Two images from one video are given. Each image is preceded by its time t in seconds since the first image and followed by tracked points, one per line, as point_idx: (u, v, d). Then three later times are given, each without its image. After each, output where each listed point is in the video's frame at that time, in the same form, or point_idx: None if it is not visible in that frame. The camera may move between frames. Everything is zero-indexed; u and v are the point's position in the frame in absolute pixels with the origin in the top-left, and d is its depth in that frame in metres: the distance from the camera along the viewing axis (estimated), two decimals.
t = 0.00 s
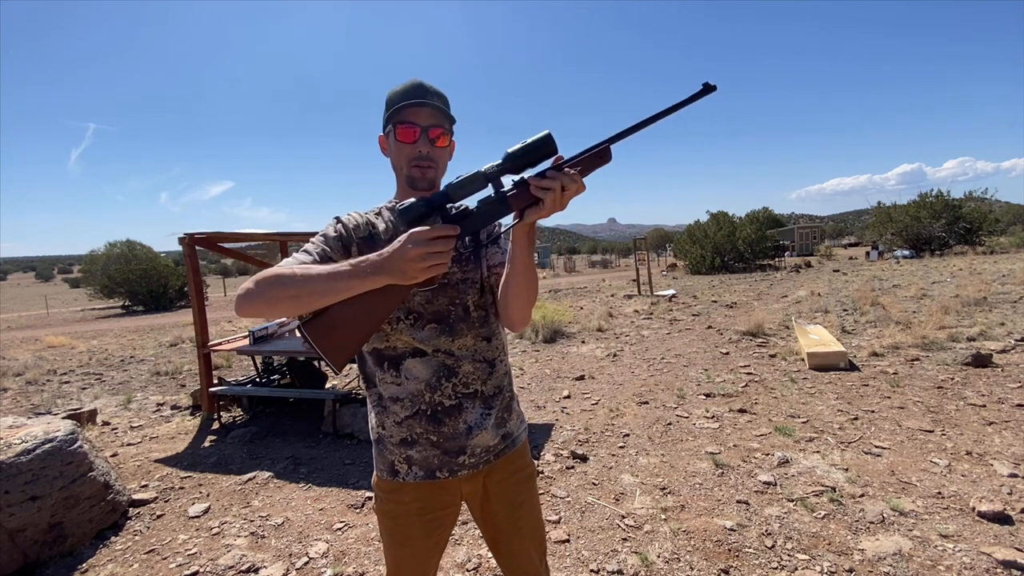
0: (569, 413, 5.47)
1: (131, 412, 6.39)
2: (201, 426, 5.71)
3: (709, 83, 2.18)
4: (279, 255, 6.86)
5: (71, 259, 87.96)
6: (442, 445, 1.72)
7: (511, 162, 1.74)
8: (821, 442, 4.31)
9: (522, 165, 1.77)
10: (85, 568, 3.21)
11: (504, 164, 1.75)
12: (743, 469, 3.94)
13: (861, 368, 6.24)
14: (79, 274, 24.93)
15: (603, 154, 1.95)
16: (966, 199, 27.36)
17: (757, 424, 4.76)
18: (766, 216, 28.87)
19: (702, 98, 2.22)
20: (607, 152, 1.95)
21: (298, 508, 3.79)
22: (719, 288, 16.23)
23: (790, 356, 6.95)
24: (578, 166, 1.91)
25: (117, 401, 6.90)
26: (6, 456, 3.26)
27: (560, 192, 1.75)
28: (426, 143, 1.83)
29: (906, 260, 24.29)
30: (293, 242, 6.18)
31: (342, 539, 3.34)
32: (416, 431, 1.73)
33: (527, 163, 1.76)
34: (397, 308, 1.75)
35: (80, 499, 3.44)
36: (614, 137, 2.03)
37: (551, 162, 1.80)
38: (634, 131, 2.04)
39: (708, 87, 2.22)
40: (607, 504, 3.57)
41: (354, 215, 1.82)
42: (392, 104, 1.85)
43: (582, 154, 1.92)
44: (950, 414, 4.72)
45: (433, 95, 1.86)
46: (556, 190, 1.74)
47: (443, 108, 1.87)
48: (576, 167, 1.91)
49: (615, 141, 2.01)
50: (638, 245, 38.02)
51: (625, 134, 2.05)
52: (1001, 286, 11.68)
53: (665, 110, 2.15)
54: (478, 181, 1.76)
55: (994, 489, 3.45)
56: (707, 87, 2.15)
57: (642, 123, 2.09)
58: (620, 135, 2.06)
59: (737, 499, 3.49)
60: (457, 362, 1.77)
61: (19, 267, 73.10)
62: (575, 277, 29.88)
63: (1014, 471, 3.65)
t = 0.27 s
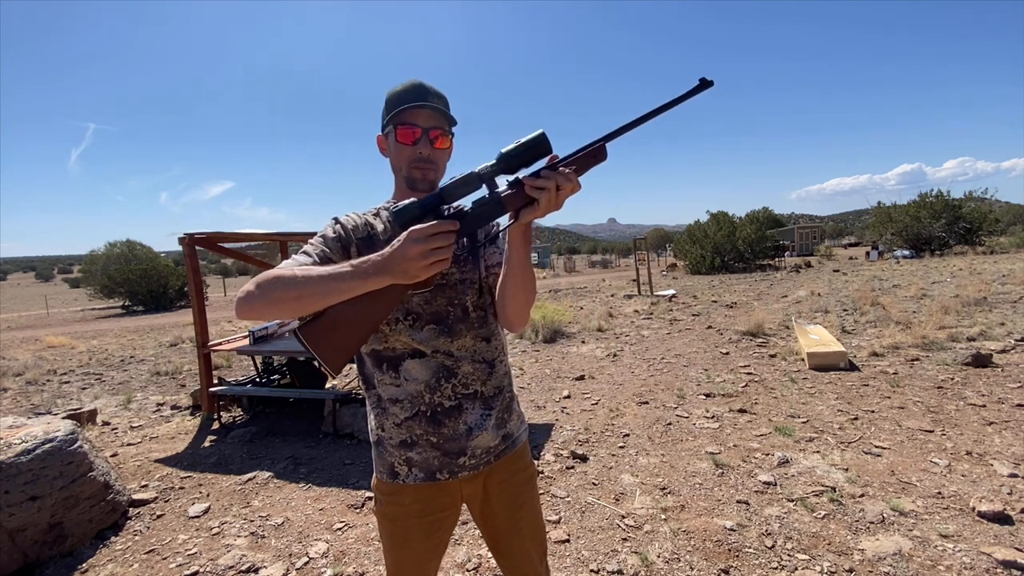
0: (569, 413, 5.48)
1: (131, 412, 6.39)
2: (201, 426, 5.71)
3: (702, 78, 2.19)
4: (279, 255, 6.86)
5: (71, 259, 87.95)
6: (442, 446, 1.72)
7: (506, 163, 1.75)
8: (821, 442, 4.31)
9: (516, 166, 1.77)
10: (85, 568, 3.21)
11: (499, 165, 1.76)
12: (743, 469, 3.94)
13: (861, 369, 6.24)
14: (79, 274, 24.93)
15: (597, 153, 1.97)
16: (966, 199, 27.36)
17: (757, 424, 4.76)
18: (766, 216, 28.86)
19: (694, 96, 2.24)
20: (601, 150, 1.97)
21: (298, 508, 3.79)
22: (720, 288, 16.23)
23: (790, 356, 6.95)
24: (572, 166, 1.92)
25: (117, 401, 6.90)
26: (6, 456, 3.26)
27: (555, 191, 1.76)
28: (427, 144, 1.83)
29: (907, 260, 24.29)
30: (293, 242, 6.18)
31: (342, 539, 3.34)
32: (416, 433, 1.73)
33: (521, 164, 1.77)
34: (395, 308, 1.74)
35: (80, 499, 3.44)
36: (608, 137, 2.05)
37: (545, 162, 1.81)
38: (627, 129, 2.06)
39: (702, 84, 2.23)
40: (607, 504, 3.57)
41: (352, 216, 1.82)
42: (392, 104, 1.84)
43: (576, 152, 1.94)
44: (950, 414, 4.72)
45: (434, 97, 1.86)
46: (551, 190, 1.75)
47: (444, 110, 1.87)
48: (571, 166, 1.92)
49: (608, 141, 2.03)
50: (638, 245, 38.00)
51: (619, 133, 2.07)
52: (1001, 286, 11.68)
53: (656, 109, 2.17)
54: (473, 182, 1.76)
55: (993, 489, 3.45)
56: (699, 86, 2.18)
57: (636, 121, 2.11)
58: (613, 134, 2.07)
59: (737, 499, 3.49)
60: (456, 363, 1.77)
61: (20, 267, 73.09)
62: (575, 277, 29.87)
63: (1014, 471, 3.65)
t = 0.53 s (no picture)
0: (569, 413, 5.48)
1: (131, 412, 6.39)
2: (201, 426, 5.71)
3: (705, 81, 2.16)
4: (279, 255, 6.85)
5: (71, 259, 87.96)
6: (445, 446, 1.72)
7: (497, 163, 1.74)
8: (821, 442, 4.31)
9: (508, 168, 1.76)
10: (85, 568, 3.21)
11: (490, 166, 1.75)
12: (743, 469, 3.94)
13: (861, 368, 6.24)
14: (79, 274, 24.94)
15: (591, 155, 1.94)
16: (966, 199, 27.35)
17: (757, 424, 4.76)
18: (766, 216, 28.86)
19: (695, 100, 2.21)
20: (597, 153, 1.95)
21: (298, 508, 3.79)
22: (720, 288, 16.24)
23: (790, 356, 6.95)
24: (566, 168, 1.90)
25: (117, 401, 6.90)
26: (5, 456, 3.26)
27: (545, 193, 1.74)
28: (430, 144, 1.83)
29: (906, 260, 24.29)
30: (293, 242, 6.18)
31: (342, 539, 3.34)
32: (419, 433, 1.73)
33: (512, 165, 1.76)
34: (398, 307, 1.73)
35: (80, 499, 3.44)
36: (603, 140, 2.03)
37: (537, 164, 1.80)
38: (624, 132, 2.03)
39: (704, 88, 2.20)
40: (607, 504, 3.57)
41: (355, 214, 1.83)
42: (395, 104, 1.85)
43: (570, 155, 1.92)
44: (950, 414, 4.72)
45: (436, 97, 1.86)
46: (540, 191, 1.73)
47: (447, 110, 1.87)
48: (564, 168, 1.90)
49: (604, 144, 2.01)
50: (638, 245, 38.01)
51: (615, 137, 2.05)
52: (1001, 286, 11.68)
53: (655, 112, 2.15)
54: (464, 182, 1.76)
55: (993, 489, 3.45)
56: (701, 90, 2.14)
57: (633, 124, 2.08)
58: (610, 137, 2.06)
59: (737, 499, 3.49)
60: (459, 363, 1.77)
61: (20, 267, 73.10)
62: (575, 277, 29.87)
63: (1014, 471, 3.65)
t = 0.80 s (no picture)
0: (569, 413, 5.48)
1: (131, 412, 6.39)
2: (201, 426, 5.71)
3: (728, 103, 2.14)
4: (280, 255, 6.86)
5: (71, 259, 87.93)
6: (449, 445, 1.72)
7: (515, 163, 1.75)
8: (821, 442, 4.31)
9: (524, 170, 1.78)
10: (85, 568, 3.21)
11: (506, 165, 1.76)
12: (743, 469, 3.94)
13: (862, 369, 6.24)
14: (78, 274, 24.93)
15: (607, 165, 1.94)
16: (966, 199, 27.35)
17: (757, 424, 4.76)
18: (766, 216, 28.84)
19: (719, 121, 2.22)
20: (614, 164, 1.94)
21: (298, 508, 3.79)
22: (719, 288, 16.23)
23: (790, 356, 6.95)
24: (582, 177, 1.91)
25: (118, 401, 6.90)
26: (6, 456, 3.26)
27: (558, 200, 1.74)
28: (439, 139, 1.84)
29: (906, 260, 24.28)
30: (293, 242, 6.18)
31: (342, 539, 3.34)
32: (424, 431, 1.73)
33: (528, 167, 1.77)
34: (404, 304, 1.75)
35: (80, 499, 3.44)
36: (620, 151, 2.03)
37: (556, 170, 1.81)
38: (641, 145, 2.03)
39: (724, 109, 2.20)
40: (607, 504, 3.57)
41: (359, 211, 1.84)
42: (404, 101, 1.85)
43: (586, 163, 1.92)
44: (950, 414, 4.72)
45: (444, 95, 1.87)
46: (554, 198, 1.73)
47: (454, 106, 1.88)
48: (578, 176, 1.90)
49: (622, 155, 2.02)
50: (638, 245, 38.00)
51: (631, 149, 2.05)
52: (1001, 286, 11.68)
53: (679, 129, 2.15)
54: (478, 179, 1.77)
55: (993, 489, 3.45)
56: (727, 112, 2.15)
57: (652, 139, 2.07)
58: (629, 149, 2.06)
59: (737, 499, 3.49)
60: (464, 361, 1.77)
61: (20, 267, 73.09)
62: (575, 277, 29.86)
63: (1014, 471, 3.65)
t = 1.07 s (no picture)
0: (569, 413, 5.48)
1: (131, 412, 6.39)
2: (201, 426, 5.71)
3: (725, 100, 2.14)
4: (280, 255, 6.86)
5: (71, 259, 87.94)
6: (449, 444, 1.72)
7: (515, 167, 1.74)
8: (821, 442, 4.31)
9: (525, 174, 1.78)
10: (85, 568, 3.21)
11: (507, 169, 1.75)
12: (743, 469, 3.94)
13: (862, 369, 6.24)
14: (79, 274, 24.93)
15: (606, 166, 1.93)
16: (966, 199, 27.35)
17: (757, 424, 4.76)
18: (766, 216, 28.85)
19: (717, 115, 2.19)
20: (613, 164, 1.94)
21: (298, 508, 3.79)
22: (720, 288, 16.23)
23: (790, 356, 6.95)
24: (581, 178, 1.90)
25: (117, 401, 6.90)
26: (5, 456, 3.26)
27: (560, 204, 1.74)
28: (443, 139, 1.84)
29: (907, 260, 24.28)
30: (293, 242, 6.18)
31: (342, 539, 3.34)
32: (424, 430, 1.73)
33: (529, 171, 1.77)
34: (406, 304, 1.76)
35: (80, 499, 3.44)
36: (620, 150, 2.02)
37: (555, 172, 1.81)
38: (640, 144, 2.01)
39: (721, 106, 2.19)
40: (607, 504, 3.57)
41: (363, 215, 1.88)
42: (408, 102, 1.85)
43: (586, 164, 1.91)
44: (950, 414, 4.72)
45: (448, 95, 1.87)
46: (556, 201, 1.72)
47: (457, 106, 1.88)
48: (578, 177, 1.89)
49: (623, 154, 2.00)
50: (638, 245, 38.00)
51: (633, 147, 2.03)
52: (1001, 286, 11.67)
53: (680, 124, 2.12)
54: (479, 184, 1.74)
55: (993, 489, 3.45)
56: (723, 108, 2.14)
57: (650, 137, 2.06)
58: (629, 147, 2.04)
59: (737, 499, 3.49)
60: (465, 361, 1.77)
61: (20, 267, 73.10)
62: (575, 277, 29.86)
63: (1014, 471, 3.65)
